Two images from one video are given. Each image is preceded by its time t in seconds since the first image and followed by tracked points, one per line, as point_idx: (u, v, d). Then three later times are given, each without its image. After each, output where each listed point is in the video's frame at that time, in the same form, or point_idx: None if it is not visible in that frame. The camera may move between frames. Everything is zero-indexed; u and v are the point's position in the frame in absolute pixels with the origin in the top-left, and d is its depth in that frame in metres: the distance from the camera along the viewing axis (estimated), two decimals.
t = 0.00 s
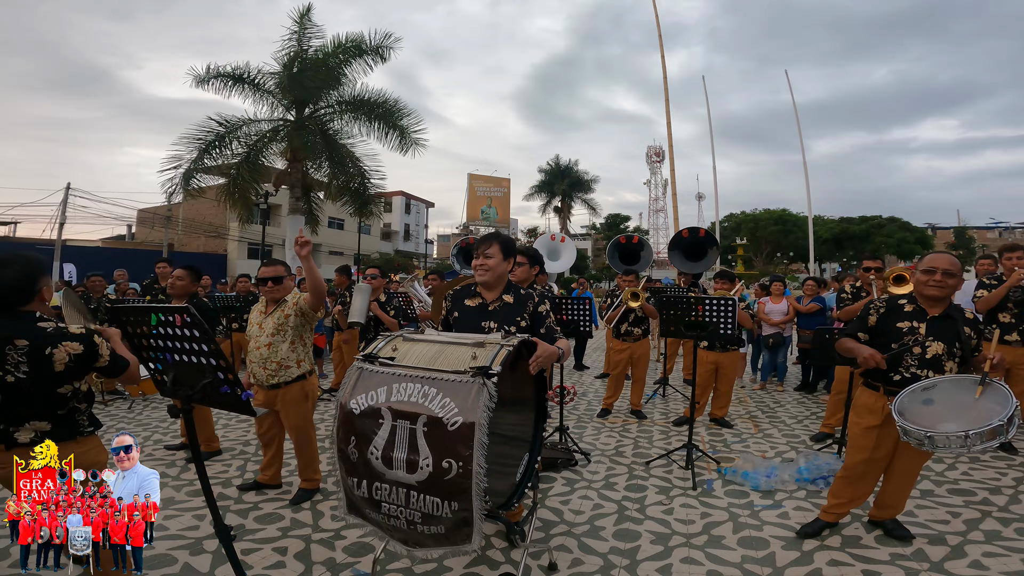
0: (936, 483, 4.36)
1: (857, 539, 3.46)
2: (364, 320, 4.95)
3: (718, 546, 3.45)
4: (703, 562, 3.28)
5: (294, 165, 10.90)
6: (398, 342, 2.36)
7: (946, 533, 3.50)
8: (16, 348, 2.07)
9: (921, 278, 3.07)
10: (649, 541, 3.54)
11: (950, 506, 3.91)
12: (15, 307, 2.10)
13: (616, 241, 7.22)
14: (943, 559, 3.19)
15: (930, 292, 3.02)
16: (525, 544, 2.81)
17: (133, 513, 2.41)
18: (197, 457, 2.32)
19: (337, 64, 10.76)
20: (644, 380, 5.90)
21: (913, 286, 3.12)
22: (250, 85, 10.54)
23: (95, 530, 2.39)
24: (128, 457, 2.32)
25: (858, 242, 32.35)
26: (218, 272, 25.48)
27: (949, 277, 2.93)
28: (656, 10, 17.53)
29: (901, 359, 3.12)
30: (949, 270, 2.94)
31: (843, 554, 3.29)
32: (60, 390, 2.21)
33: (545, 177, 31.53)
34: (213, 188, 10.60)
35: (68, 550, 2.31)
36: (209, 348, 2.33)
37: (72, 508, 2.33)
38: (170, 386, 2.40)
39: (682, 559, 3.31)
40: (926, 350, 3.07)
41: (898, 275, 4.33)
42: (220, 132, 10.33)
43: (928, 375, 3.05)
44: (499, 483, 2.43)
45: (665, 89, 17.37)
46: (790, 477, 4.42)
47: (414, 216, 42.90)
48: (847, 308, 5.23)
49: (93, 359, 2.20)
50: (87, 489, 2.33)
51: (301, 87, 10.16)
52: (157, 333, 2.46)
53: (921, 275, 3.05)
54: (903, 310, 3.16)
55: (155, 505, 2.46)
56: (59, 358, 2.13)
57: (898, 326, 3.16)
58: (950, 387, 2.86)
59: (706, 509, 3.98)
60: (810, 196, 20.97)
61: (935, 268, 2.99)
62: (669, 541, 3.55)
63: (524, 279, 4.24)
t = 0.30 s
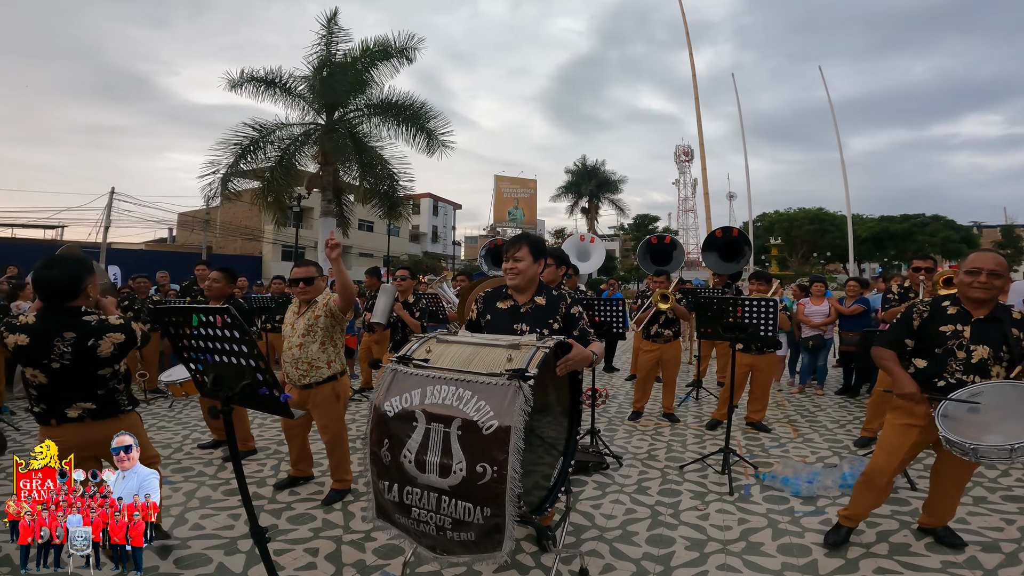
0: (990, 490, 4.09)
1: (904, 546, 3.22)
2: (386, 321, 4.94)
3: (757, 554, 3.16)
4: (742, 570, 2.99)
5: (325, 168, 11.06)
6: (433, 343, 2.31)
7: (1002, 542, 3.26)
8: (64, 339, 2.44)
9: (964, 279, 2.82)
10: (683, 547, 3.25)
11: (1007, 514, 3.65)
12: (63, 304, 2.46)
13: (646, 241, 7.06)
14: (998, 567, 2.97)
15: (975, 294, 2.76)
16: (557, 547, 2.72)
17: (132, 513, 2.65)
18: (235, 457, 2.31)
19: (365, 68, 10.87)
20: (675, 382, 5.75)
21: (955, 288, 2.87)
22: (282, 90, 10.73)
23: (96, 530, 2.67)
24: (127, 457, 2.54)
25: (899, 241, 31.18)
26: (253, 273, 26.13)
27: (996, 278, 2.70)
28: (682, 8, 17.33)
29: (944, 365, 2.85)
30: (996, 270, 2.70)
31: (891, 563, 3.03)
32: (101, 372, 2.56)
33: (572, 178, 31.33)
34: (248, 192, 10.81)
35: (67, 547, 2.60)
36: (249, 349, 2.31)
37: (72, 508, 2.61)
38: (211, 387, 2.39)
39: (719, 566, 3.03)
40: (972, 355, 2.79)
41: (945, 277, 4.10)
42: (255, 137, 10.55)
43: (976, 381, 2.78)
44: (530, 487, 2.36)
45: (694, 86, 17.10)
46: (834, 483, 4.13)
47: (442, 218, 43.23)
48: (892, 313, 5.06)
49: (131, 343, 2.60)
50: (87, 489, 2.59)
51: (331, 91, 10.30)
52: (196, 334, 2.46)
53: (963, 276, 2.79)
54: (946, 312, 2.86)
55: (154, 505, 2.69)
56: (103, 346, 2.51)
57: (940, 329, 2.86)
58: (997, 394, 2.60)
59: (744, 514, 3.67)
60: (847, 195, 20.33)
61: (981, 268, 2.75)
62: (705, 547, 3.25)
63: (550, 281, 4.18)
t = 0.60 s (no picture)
0: None
1: (938, 554, 3.05)
2: (399, 323, 4.98)
3: (782, 561, 3.03)
4: None
5: (348, 171, 11.18)
6: (453, 347, 2.28)
7: None
8: (129, 346, 2.86)
9: (949, 286, 2.69)
10: (706, 554, 3.12)
11: None
12: (123, 315, 2.87)
13: (661, 244, 6.96)
14: None
15: (966, 301, 2.63)
16: (576, 552, 2.64)
17: (133, 513, 2.72)
18: (258, 459, 2.29)
19: (386, 71, 10.96)
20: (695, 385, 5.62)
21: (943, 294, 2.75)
22: (307, 94, 10.88)
23: (96, 530, 2.73)
24: (127, 457, 2.60)
25: (934, 241, 30.16)
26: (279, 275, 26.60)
27: (984, 282, 2.57)
28: (703, 8, 17.16)
29: (951, 376, 2.66)
30: (983, 273, 2.58)
31: (921, 569, 2.89)
32: (155, 370, 2.97)
33: (593, 179, 31.14)
34: (276, 196, 10.99)
35: (68, 547, 2.64)
36: (273, 353, 2.29)
37: (72, 508, 2.66)
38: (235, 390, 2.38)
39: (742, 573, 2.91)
40: (977, 364, 2.63)
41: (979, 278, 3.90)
42: (281, 142, 10.71)
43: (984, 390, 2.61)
44: (549, 491, 2.29)
45: (717, 84, 16.81)
46: (865, 489, 3.95)
47: (464, 220, 43.42)
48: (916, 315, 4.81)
49: (180, 346, 3.05)
50: (88, 490, 2.69)
51: (353, 95, 10.41)
52: (222, 337, 2.46)
53: (950, 283, 2.66)
54: (942, 322, 2.70)
55: (154, 505, 2.75)
56: (160, 350, 2.94)
57: (941, 340, 2.69)
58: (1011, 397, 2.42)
59: (770, 521, 3.52)
60: (878, 194, 19.78)
61: (966, 273, 2.62)
62: (728, 554, 3.12)
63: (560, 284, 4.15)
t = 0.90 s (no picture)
0: None
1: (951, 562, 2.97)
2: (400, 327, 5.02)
3: (789, 567, 2.97)
4: None
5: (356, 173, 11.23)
6: (454, 349, 2.25)
7: None
8: (163, 337, 3.19)
9: (939, 284, 2.62)
10: (712, 560, 3.07)
11: None
12: (161, 313, 3.20)
13: (660, 246, 6.90)
14: None
15: (959, 298, 2.56)
16: (576, 558, 2.59)
17: (133, 512, 2.74)
18: (257, 460, 2.26)
19: (394, 74, 11.00)
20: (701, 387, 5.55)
21: (931, 293, 2.68)
22: (316, 97, 10.94)
23: (96, 530, 2.75)
24: (127, 457, 2.64)
25: (949, 243, 29.72)
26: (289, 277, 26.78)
27: (976, 278, 2.51)
28: (712, 10, 17.07)
29: (949, 378, 2.58)
30: (968, 269, 2.54)
31: None
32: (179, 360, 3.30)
33: (602, 181, 31.04)
34: (286, 198, 11.06)
35: (67, 547, 2.67)
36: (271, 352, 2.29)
37: (72, 508, 2.70)
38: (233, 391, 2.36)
39: None
40: (973, 363, 2.56)
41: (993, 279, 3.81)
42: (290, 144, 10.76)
43: (983, 390, 2.54)
44: (550, 495, 2.25)
45: (727, 85, 16.68)
46: (876, 495, 3.86)
47: (473, 223, 43.47)
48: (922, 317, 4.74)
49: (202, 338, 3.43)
50: (89, 490, 2.71)
51: (361, 97, 10.45)
52: (222, 338, 2.46)
53: (940, 281, 2.59)
54: (934, 323, 2.61)
55: (154, 505, 2.77)
56: (189, 341, 3.30)
57: (936, 340, 2.60)
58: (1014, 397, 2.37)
59: (777, 527, 3.46)
60: (892, 195, 19.54)
61: (955, 271, 2.56)
62: (733, 560, 3.06)
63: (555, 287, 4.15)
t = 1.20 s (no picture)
0: None
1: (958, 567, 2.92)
2: (404, 327, 4.97)
3: (793, 572, 2.93)
4: None
5: (362, 174, 11.25)
6: (453, 351, 2.23)
7: None
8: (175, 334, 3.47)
9: (950, 290, 2.55)
10: (715, 564, 3.03)
11: None
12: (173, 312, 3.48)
13: (661, 249, 6.86)
14: None
15: (970, 307, 2.49)
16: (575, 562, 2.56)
17: (133, 513, 2.74)
18: (253, 463, 2.25)
19: (400, 75, 11.02)
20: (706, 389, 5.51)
21: (942, 299, 2.61)
22: (322, 99, 10.98)
23: (96, 530, 2.75)
24: (126, 457, 2.64)
25: (959, 244, 29.44)
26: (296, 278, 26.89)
27: (988, 286, 2.45)
28: (717, 11, 17.01)
29: (958, 386, 2.55)
30: (977, 276, 2.47)
31: None
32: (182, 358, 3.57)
33: (608, 182, 30.97)
34: (292, 200, 11.10)
35: (67, 547, 2.67)
36: (267, 355, 2.28)
37: (71, 508, 2.71)
38: (232, 394, 2.36)
39: None
40: (983, 371, 2.51)
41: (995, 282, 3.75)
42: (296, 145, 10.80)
43: (992, 398, 2.51)
44: (550, 500, 2.22)
45: (732, 85, 16.60)
46: (883, 499, 3.81)
47: (478, 224, 43.50)
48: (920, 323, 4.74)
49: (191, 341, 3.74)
50: (88, 490, 2.72)
51: (367, 99, 10.48)
52: (220, 340, 2.45)
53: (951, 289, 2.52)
54: (942, 331, 2.57)
55: (154, 505, 2.78)
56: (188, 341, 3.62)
57: (944, 349, 2.56)
58: None
59: (782, 531, 3.42)
60: (901, 195, 19.38)
61: (967, 278, 2.49)
62: (736, 565, 3.03)
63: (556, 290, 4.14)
